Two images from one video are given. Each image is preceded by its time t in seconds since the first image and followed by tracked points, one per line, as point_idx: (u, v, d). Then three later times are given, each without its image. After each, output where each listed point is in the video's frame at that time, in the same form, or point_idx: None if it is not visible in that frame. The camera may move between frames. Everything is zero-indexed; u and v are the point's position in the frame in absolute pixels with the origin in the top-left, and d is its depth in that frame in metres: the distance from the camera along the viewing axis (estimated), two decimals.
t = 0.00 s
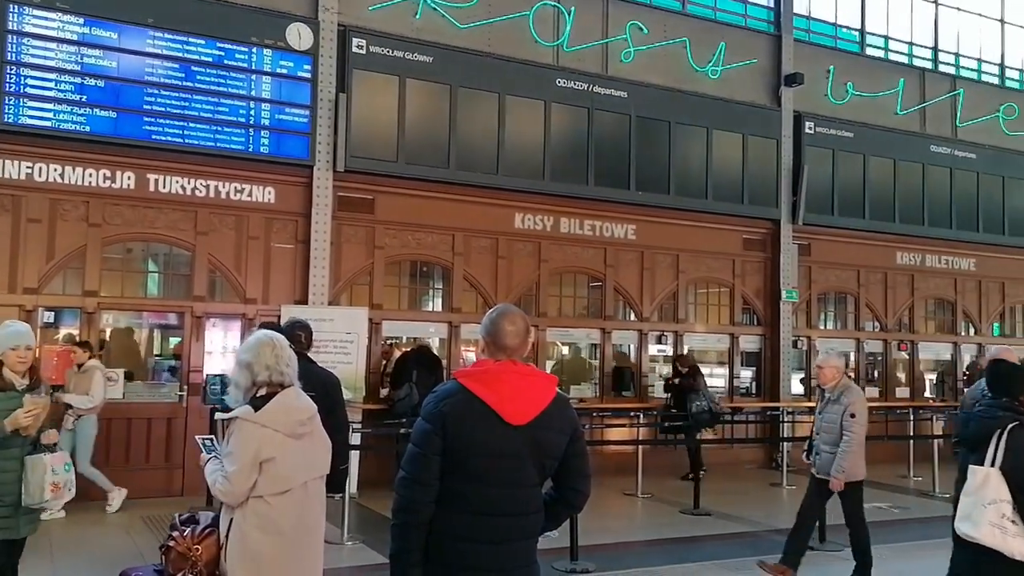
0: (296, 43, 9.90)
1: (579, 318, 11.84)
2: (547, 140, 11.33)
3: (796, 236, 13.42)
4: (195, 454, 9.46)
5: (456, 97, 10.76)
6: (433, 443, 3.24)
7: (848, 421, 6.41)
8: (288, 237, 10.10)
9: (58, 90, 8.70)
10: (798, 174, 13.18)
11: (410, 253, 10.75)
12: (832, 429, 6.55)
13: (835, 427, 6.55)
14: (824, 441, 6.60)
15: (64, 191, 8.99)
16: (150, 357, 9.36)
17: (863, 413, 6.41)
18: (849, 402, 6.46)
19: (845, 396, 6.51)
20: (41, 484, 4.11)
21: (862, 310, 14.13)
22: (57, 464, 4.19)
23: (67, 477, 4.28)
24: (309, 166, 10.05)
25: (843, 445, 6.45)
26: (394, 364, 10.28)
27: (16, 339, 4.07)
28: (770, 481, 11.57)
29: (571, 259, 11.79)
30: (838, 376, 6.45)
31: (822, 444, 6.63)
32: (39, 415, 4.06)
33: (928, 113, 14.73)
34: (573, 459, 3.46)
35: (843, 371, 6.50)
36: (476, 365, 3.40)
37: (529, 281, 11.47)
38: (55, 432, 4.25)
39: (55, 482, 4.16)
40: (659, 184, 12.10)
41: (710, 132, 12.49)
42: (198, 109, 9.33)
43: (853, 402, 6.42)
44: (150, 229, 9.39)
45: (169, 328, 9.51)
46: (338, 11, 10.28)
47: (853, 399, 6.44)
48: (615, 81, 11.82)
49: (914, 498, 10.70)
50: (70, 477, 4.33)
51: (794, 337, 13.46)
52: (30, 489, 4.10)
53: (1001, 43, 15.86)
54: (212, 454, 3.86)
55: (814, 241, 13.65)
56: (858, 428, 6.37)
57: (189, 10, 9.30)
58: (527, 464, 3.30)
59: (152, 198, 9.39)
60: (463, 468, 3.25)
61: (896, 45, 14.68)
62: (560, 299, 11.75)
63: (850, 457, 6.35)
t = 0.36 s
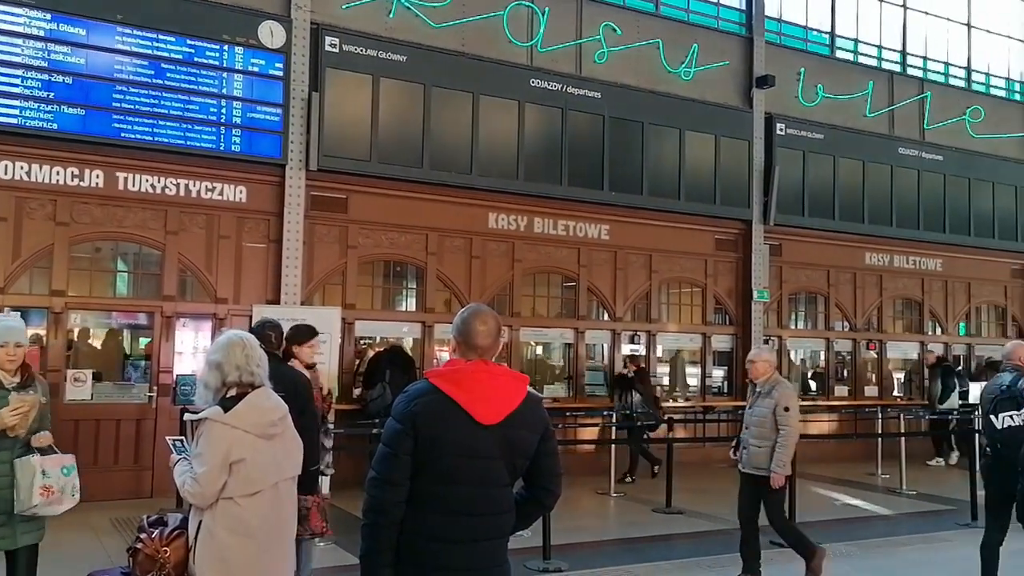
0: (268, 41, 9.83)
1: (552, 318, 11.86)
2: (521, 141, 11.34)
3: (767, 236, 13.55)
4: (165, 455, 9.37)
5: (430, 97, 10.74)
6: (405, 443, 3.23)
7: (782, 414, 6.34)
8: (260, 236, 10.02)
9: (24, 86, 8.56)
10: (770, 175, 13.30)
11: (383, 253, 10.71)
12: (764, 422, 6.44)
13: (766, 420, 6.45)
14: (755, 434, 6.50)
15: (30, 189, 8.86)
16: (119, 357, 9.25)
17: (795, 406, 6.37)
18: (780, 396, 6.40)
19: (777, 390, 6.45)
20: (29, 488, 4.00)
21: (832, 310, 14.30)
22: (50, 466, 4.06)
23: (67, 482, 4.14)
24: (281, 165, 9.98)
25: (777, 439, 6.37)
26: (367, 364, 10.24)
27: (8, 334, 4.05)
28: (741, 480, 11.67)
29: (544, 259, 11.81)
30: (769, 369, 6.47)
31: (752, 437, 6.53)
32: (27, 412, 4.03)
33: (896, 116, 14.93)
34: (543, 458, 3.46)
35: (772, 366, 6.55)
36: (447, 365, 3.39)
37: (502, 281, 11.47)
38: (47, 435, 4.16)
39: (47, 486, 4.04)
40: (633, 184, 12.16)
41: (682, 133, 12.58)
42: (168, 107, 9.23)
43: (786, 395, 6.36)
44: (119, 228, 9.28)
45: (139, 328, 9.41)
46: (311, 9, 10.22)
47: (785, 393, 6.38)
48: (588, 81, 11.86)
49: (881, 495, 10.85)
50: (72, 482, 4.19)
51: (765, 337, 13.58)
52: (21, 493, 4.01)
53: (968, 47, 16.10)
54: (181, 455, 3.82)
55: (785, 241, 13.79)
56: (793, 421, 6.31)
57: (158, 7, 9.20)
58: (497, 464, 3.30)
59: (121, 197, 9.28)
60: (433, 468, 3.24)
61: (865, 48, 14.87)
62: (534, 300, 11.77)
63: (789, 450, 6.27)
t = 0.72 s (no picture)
0: (251, 39, 9.78)
1: (537, 317, 11.87)
2: (506, 140, 11.35)
3: (750, 236, 13.62)
4: (147, 455, 9.30)
5: (415, 96, 10.72)
6: (387, 442, 3.22)
7: (737, 412, 6.30)
8: (243, 234, 9.97)
9: (4, 83, 8.48)
10: (753, 175, 13.37)
11: (367, 251, 10.69)
12: (719, 420, 6.41)
13: (722, 418, 6.42)
14: (711, 433, 6.47)
15: (11, 186, 8.78)
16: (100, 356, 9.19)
17: (750, 403, 6.32)
18: (736, 393, 6.35)
19: (733, 386, 6.41)
20: (12, 509, 3.86)
21: (814, 310, 14.40)
22: (38, 487, 3.92)
23: (54, 505, 3.98)
24: (265, 163, 9.93)
25: (732, 436, 6.34)
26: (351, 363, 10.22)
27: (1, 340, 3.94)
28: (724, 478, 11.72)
29: (529, 258, 11.81)
30: (725, 366, 6.44)
31: (709, 436, 6.50)
32: (15, 423, 3.91)
33: (879, 117, 15.04)
34: (526, 458, 3.46)
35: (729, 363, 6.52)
36: (429, 364, 3.39)
37: (486, 280, 11.47)
38: (35, 452, 3.90)
39: (32, 507, 3.89)
40: (617, 184, 12.19)
41: (666, 133, 12.62)
42: (150, 105, 9.17)
43: (740, 392, 6.32)
44: (101, 227, 9.22)
45: (121, 327, 9.34)
46: (295, 7, 10.17)
47: (739, 390, 6.34)
48: (573, 81, 11.87)
49: (862, 493, 10.93)
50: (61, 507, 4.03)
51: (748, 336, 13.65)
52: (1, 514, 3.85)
53: (949, 49, 16.24)
54: (164, 454, 3.80)
55: (768, 241, 13.87)
56: (747, 419, 6.27)
57: (141, 4, 9.13)
58: (479, 463, 3.30)
59: (103, 195, 9.21)
60: (416, 467, 3.24)
61: (848, 50, 14.97)
62: (518, 299, 11.77)
63: (742, 448, 6.22)
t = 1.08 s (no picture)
0: (232, 34, 9.72)
1: (520, 315, 11.87)
2: (489, 137, 11.35)
3: (732, 235, 13.69)
4: (128, 453, 9.24)
5: (397, 93, 10.70)
6: (368, 440, 3.23)
7: (680, 414, 6.36)
8: (224, 232, 9.91)
9: None
10: (735, 173, 13.44)
11: (349, 249, 10.67)
12: (663, 421, 6.48)
13: (666, 420, 6.47)
14: (655, 434, 6.54)
15: None
16: (80, 353, 9.11)
17: (692, 405, 6.39)
18: (679, 395, 6.41)
19: (678, 388, 6.47)
20: None
21: (795, 308, 14.49)
22: (7, 490, 3.52)
23: (28, 511, 3.56)
24: (246, 160, 9.88)
25: (677, 438, 6.40)
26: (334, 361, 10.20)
27: None
28: (706, 475, 11.78)
29: (512, 256, 11.82)
30: (670, 368, 6.50)
31: (655, 437, 6.56)
32: None
33: (859, 116, 15.16)
34: (507, 455, 3.47)
35: (675, 363, 6.58)
36: (410, 362, 3.40)
37: (469, 279, 11.46)
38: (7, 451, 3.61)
39: (1, 512, 3.52)
40: (600, 182, 12.22)
41: (649, 131, 12.66)
42: (129, 101, 9.10)
43: (682, 394, 6.37)
44: (80, 224, 9.15)
45: (101, 324, 9.27)
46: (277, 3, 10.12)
47: (682, 392, 6.39)
48: (556, 79, 11.89)
49: (841, 489, 11.03)
50: (42, 512, 3.60)
51: (730, 334, 13.72)
52: None
53: (928, 49, 16.40)
54: (146, 452, 3.79)
55: (750, 240, 13.95)
56: (690, 421, 6.34)
57: None
58: (460, 461, 3.31)
59: (82, 192, 9.14)
60: (397, 465, 3.25)
61: (828, 49, 15.08)
62: (501, 296, 11.78)
63: (686, 452, 6.31)
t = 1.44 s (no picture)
0: (217, 33, 9.68)
1: (507, 315, 11.87)
2: (475, 137, 11.35)
3: (717, 234, 13.74)
4: (112, 455, 9.18)
5: (383, 93, 10.68)
6: (352, 440, 3.21)
7: (629, 410, 6.29)
8: (209, 231, 9.87)
9: None
10: (720, 173, 13.49)
11: (335, 249, 10.64)
12: (614, 417, 6.43)
13: (617, 416, 6.43)
14: (608, 430, 6.49)
15: None
16: (64, 354, 9.04)
17: (644, 402, 6.29)
18: (632, 391, 6.34)
19: (632, 383, 6.40)
20: None
21: (781, 307, 14.56)
22: None
23: None
24: (231, 159, 9.84)
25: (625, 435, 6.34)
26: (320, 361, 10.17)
27: None
28: (692, 474, 11.81)
29: (498, 255, 11.82)
30: (624, 363, 6.37)
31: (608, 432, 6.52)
32: None
33: (843, 116, 15.25)
34: (491, 455, 3.47)
35: (631, 358, 6.45)
36: (394, 362, 3.39)
37: (455, 278, 11.45)
38: None
39: None
40: (586, 182, 12.24)
41: (635, 131, 12.69)
42: (113, 100, 9.04)
43: (634, 391, 6.30)
44: (63, 224, 9.08)
45: (85, 325, 9.21)
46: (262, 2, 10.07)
47: (635, 389, 6.32)
48: (542, 79, 11.90)
49: (827, 487, 11.09)
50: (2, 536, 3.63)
51: (715, 334, 13.76)
52: None
53: (912, 50, 16.52)
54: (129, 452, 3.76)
55: (736, 239, 14.00)
56: (638, 418, 6.26)
57: None
58: (444, 461, 3.30)
59: (65, 191, 9.07)
60: (381, 465, 3.23)
61: (813, 50, 15.16)
62: (488, 296, 11.77)
63: (625, 447, 6.25)
